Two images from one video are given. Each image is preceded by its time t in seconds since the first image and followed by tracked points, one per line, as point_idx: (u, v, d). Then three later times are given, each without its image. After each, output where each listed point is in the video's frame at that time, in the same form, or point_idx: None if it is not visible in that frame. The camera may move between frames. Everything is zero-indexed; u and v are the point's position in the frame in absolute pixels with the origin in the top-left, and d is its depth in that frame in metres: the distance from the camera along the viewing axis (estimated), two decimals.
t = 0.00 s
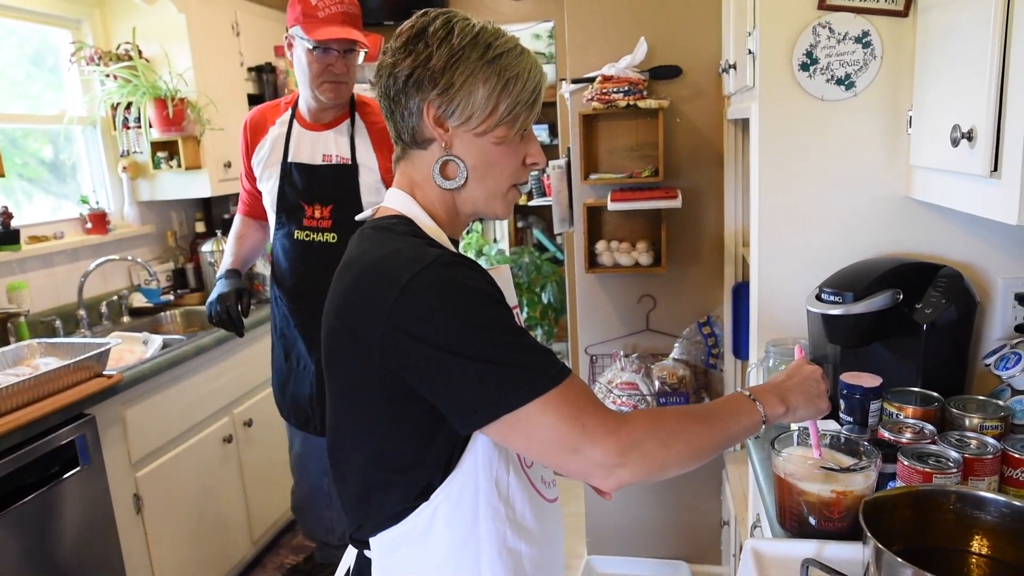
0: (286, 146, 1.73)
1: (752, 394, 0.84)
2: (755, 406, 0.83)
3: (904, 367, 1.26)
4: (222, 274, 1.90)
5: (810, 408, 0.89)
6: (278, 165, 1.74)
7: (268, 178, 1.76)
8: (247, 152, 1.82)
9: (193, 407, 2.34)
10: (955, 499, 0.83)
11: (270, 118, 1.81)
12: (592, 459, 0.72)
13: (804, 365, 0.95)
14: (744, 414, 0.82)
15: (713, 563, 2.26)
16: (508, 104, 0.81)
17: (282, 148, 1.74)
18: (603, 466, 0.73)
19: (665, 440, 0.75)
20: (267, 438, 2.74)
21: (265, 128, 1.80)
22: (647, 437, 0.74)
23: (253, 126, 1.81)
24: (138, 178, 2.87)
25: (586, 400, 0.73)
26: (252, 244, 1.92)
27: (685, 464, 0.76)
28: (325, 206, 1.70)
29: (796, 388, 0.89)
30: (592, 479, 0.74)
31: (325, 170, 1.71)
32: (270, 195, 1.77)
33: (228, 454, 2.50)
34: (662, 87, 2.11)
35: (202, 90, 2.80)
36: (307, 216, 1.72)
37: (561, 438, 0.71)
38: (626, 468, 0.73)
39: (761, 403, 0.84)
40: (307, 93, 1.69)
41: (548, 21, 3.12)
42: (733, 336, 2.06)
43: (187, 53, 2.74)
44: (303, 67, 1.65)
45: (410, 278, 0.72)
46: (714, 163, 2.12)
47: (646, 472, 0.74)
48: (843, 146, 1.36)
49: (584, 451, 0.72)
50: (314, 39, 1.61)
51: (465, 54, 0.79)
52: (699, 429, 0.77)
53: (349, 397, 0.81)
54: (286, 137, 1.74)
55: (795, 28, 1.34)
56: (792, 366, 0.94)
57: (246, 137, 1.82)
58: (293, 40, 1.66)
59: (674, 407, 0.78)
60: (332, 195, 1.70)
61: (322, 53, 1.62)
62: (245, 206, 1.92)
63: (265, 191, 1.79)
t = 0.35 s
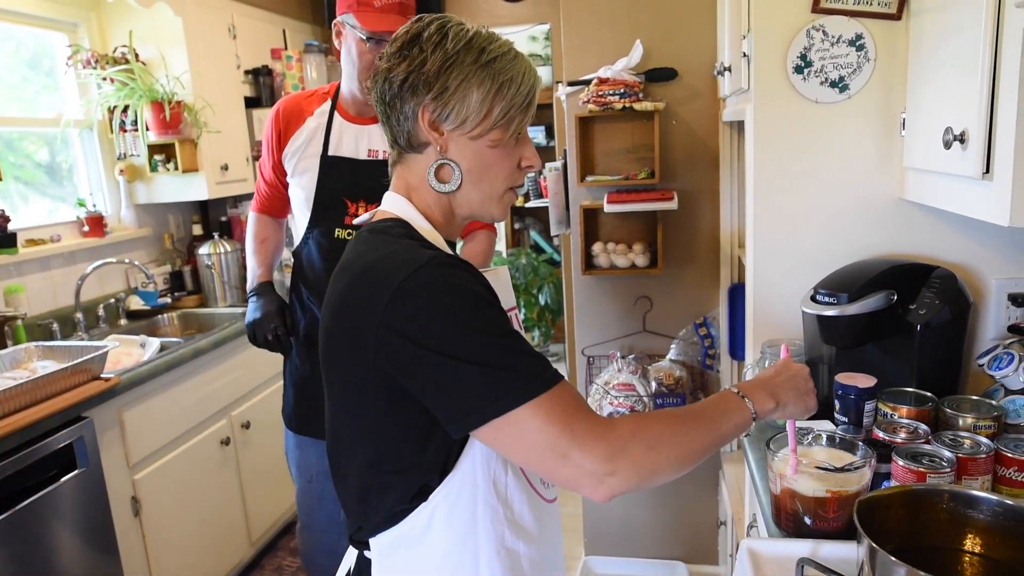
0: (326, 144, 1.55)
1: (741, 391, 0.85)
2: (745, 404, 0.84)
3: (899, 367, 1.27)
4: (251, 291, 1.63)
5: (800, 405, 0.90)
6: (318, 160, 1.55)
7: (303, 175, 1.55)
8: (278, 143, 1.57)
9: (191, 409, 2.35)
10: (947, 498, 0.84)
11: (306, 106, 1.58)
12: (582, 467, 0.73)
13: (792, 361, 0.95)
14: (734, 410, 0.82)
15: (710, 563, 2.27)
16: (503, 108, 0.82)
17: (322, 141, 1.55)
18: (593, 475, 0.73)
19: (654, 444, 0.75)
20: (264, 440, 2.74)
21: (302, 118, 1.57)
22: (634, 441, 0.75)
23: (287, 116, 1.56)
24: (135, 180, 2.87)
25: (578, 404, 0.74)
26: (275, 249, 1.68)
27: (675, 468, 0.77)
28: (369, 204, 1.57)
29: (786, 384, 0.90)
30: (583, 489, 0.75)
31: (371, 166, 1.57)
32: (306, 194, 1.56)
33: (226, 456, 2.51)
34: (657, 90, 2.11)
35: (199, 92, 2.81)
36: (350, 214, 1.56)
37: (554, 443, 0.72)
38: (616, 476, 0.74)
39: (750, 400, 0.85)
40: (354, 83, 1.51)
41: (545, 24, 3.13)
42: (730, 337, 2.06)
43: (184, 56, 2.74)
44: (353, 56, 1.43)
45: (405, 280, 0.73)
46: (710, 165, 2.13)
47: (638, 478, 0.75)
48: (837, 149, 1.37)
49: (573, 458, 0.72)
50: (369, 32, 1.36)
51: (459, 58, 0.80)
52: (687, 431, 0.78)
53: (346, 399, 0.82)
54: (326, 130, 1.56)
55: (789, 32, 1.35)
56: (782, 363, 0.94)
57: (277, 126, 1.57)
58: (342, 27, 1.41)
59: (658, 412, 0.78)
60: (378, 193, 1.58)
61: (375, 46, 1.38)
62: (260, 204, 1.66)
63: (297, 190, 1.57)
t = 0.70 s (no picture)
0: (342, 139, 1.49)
1: (744, 397, 0.85)
2: (747, 410, 0.84)
3: (892, 366, 1.27)
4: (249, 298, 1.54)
5: (802, 411, 0.90)
6: (334, 158, 1.49)
7: (318, 173, 1.50)
8: (285, 138, 1.50)
9: (186, 408, 2.34)
10: (938, 495, 0.85)
11: (314, 100, 1.51)
12: (582, 461, 0.73)
13: (795, 368, 0.96)
14: (736, 415, 0.83)
15: (705, 560, 2.28)
16: (502, 108, 0.82)
17: (336, 138, 1.49)
18: (592, 468, 0.74)
19: (653, 443, 0.76)
20: (260, 439, 2.73)
21: (312, 113, 1.50)
22: (634, 440, 0.75)
23: (295, 109, 1.50)
24: (129, 178, 2.86)
25: (573, 403, 0.74)
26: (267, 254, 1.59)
27: (675, 464, 0.77)
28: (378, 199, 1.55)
29: (789, 391, 0.91)
30: (582, 481, 0.75)
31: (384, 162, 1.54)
32: (319, 194, 1.49)
33: (221, 454, 2.50)
34: (652, 88, 2.12)
35: (194, 90, 2.80)
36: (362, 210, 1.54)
37: (549, 441, 0.72)
38: (615, 469, 0.74)
39: (753, 406, 0.85)
40: (364, 78, 1.47)
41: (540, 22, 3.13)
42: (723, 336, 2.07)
43: (179, 54, 2.74)
44: (367, 51, 1.41)
45: (402, 280, 0.73)
46: (705, 163, 2.14)
47: (635, 474, 0.75)
48: (831, 148, 1.37)
49: (573, 453, 0.73)
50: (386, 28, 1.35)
51: (460, 57, 0.80)
52: (684, 429, 0.78)
53: (342, 397, 0.82)
54: (340, 127, 1.49)
55: (783, 31, 1.35)
56: (785, 370, 0.95)
57: (284, 120, 1.49)
58: (356, 19, 1.39)
59: (658, 411, 0.78)
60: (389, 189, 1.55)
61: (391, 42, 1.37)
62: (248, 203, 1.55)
63: (307, 189, 1.51)
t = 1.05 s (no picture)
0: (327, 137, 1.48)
1: (732, 397, 0.85)
2: (736, 410, 0.84)
3: (882, 366, 1.28)
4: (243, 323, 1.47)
5: (792, 411, 0.90)
6: (323, 157, 1.48)
7: (307, 174, 1.47)
8: (268, 142, 1.46)
9: (177, 408, 2.33)
10: (926, 493, 0.86)
11: (291, 100, 1.49)
12: (564, 469, 0.73)
13: (787, 368, 0.95)
14: (723, 417, 0.82)
15: (697, 559, 2.28)
16: (490, 108, 0.81)
17: (323, 137, 1.48)
18: (575, 477, 0.73)
19: (636, 450, 0.75)
20: (252, 439, 2.73)
21: (292, 113, 1.47)
22: (617, 447, 0.75)
23: (277, 111, 1.46)
24: (120, 178, 2.84)
25: (561, 404, 0.74)
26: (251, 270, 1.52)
27: (659, 472, 0.77)
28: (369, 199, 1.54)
29: (778, 391, 0.91)
30: (565, 491, 0.75)
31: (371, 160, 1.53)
32: (312, 194, 1.47)
33: (213, 455, 2.49)
34: (644, 87, 2.12)
35: (185, 89, 2.79)
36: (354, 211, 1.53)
37: (533, 445, 0.72)
38: (599, 478, 0.74)
39: (741, 406, 0.85)
40: (341, 75, 1.46)
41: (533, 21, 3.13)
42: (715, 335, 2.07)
43: (170, 52, 2.73)
44: (342, 46, 1.40)
45: (387, 281, 0.72)
46: (697, 162, 2.14)
47: (619, 482, 0.75)
48: (821, 147, 1.37)
49: (555, 461, 0.72)
50: (359, 21, 1.34)
51: (448, 56, 0.80)
52: (669, 433, 0.78)
53: (328, 399, 0.82)
54: (325, 125, 1.48)
55: (773, 30, 1.35)
56: (777, 368, 0.95)
57: (265, 123, 1.45)
58: (330, 15, 1.39)
59: (644, 416, 0.78)
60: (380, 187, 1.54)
61: (366, 35, 1.36)
62: (227, 216, 1.47)
63: (297, 193, 1.48)
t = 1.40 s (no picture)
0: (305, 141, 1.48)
1: (723, 403, 0.85)
2: (727, 416, 0.84)
3: (874, 369, 1.28)
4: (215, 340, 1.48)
5: (781, 417, 0.91)
6: (299, 162, 1.47)
7: (283, 180, 1.46)
8: (240, 148, 1.44)
9: (167, 410, 2.32)
10: (915, 496, 0.86)
11: (264, 103, 1.48)
12: (557, 467, 0.73)
13: (775, 374, 0.95)
14: (715, 423, 0.82)
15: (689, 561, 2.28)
16: (477, 110, 0.80)
17: (298, 141, 1.48)
18: (566, 474, 0.73)
19: (630, 449, 0.75)
20: (243, 441, 2.71)
21: (265, 117, 1.46)
22: (611, 446, 0.74)
23: (249, 116, 1.45)
24: (110, 178, 2.82)
25: (550, 407, 0.73)
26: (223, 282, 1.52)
27: (652, 470, 0.77)
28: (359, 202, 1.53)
29: (769, 396, 0.91)
30: (557, 487, 0.75)
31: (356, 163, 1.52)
32: (287, 202, 1.46)
33: (204, 457, 2.48)
34: (637, 89, 2.12)
35: (176, 89, 2.78)
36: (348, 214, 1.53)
37: (521, 448, 0.72)
38: (591, 475, 0.74)
39: (733, 413, 0.85)
40: (315, 75, 1.45)
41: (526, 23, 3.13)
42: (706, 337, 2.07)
43: (161, 52, 2.71)
44: (317, 45, 1.38)
45: (374, 285, 0.72)
46: (689, 164, 2.14)
47: (611, 481, 0.75)
48: (812, 150, 1.38)
49: (549, 459, 0.72)
50: (336, 19, 1.32)
51: (434, 58, 0.79)
52: (662, 432, 0.78)
53: (316, 403, 0.81)
54: (299, 129, 1.48)
55: (765, 34, 1.36)
56: (766, 375, 0.95)
57: (235, 128, 1.43)
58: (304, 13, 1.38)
59: (636, 415, 0.78)
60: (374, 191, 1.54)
61: (343, 34, 1.35)
62: (199, 226, 1.45)
63: (271, 200, 1.47)
